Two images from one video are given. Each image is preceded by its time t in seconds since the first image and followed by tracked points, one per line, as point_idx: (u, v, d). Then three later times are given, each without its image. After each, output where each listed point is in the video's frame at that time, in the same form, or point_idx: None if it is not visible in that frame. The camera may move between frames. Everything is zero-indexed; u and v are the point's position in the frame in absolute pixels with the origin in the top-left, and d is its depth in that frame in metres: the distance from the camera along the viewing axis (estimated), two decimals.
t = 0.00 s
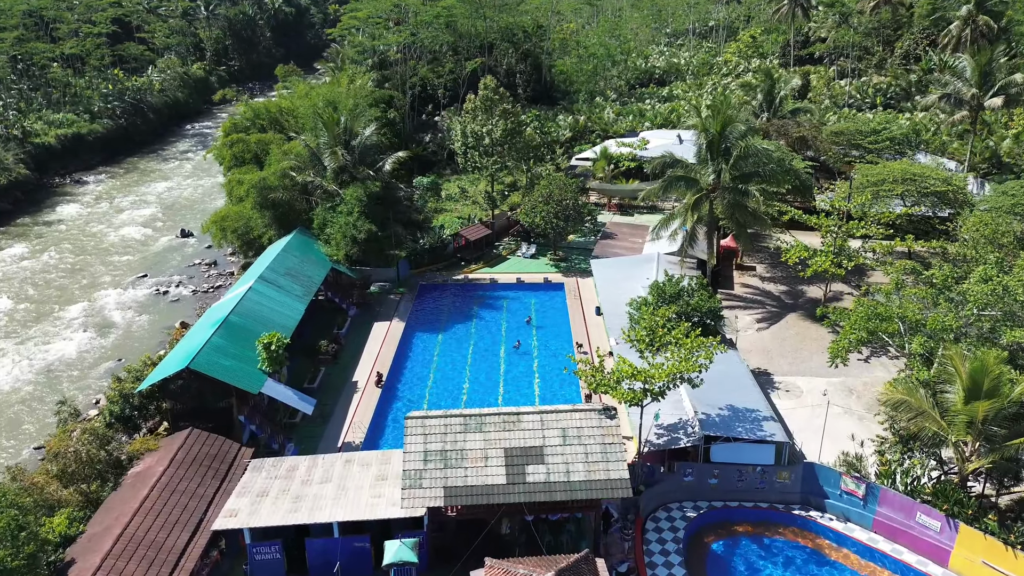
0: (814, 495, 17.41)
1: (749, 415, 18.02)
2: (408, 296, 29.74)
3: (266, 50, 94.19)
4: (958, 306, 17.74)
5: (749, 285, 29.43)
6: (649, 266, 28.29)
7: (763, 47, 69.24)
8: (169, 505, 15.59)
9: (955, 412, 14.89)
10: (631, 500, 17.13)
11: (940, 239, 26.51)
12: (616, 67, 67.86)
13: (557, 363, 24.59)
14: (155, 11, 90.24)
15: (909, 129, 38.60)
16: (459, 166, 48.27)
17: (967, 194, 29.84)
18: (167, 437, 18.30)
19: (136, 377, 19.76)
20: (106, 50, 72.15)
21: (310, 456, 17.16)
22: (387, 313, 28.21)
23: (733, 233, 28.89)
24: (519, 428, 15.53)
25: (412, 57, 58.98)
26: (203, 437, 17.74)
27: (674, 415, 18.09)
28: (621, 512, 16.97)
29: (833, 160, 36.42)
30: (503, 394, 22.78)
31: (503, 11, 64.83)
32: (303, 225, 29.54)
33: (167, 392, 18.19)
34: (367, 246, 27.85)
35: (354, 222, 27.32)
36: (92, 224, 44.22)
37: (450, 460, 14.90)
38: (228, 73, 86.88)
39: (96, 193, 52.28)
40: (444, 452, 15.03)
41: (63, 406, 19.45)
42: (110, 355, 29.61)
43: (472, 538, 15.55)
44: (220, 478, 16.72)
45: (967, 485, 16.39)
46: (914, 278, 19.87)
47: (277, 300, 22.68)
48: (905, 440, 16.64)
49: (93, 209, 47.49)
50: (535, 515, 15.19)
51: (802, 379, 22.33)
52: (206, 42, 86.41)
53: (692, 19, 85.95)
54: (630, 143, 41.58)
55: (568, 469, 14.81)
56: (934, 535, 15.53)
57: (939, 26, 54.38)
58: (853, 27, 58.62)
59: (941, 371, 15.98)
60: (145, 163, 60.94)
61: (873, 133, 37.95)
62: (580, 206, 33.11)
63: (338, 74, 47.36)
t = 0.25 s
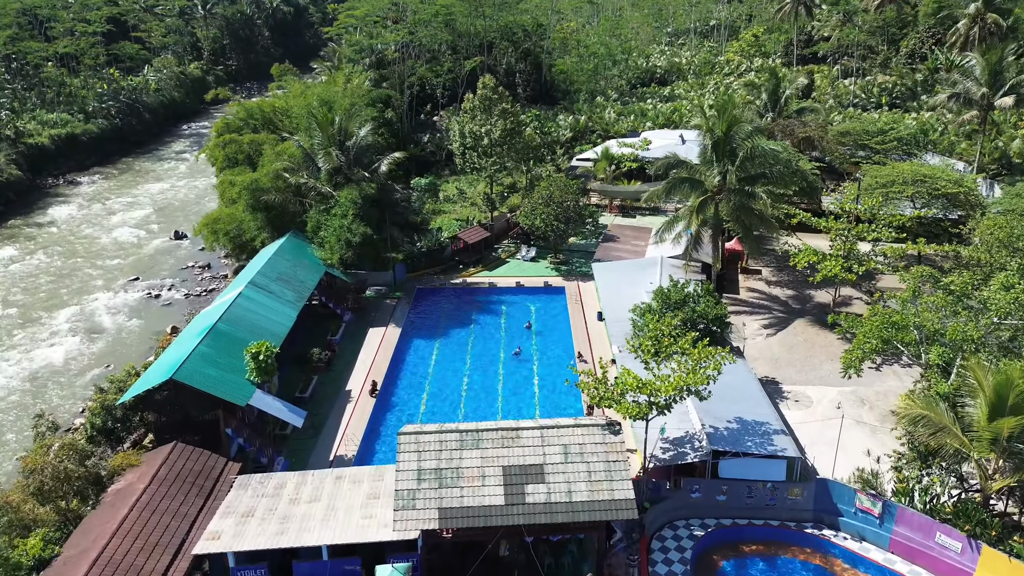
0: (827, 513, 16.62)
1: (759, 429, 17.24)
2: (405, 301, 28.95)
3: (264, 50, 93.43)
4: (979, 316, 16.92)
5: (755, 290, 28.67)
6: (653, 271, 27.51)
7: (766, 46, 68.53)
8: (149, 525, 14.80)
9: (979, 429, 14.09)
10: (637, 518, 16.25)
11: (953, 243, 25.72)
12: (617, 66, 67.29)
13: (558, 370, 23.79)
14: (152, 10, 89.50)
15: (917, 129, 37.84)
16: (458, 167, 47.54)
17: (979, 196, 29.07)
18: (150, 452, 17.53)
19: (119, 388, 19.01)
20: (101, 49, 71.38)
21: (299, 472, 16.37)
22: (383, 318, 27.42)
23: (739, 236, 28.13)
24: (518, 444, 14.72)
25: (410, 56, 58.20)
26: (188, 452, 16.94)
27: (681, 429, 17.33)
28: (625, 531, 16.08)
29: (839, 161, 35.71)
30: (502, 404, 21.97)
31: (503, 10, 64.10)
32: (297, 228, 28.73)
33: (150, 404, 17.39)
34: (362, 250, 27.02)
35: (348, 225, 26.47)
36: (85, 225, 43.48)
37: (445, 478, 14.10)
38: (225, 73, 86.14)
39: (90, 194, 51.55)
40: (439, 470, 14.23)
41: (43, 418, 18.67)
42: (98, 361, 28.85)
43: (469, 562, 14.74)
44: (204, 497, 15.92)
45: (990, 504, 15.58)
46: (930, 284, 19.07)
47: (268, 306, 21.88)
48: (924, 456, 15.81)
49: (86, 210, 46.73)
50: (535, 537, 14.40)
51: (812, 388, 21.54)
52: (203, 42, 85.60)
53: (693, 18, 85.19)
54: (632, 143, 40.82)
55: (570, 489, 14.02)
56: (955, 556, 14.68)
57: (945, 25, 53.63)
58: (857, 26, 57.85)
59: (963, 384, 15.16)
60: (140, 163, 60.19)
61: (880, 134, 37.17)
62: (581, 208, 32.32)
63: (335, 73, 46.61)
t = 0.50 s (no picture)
0: (842, 535, 15.75)
1: (770, 445, 16.40)
2: (400, 306, 28.10)
3: (262, 49, 92.53)
4: (1004, 327, 16.04)
5: (761, 295, 27.81)
6: (657, 276, 26.64)
7: (768, 45, 67.71)
8: (126, 550, 13.90)
9: (1008, 450, 13.20)
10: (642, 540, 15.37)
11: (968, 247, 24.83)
12: (618, 65, 66.77)
13: (559, 380, 22.93)
14: (148, 9, 88.60)
15: (925, 129, 36.99)
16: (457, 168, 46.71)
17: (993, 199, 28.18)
18: (130, 469, 16.66)
19: (98, 401, 18.13)
20: (95, 48, 70.46)
21: (286, 492, 15.53)
22: (377, 325, 26.57)
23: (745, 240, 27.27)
24: (517, 465, 13.86)
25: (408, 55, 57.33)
26: (169, 470, 16.04)
27: (688, 445, 16.49)
28: (630, 554, 15.21)
29: (846, 162, 34.86)
30: (500, 416, 21.10)
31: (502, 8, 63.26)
32: (289, 231, 27.83)
33: (129, 419, 16.49)
34: (356, 254, 26.13)
35: (342, 229, 25.57)
36: (76, 227, 42.63)
37: (439, 502, 13.22)
38: (222, 73, 85.27)
39: (82, 195, 50.66)
40: (433, 493, 13.34)
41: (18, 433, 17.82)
42: (85, 368, 28.01)
43: None
44: (185, 519, 15.04)
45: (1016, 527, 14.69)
46: (949, 292, 18.21)
47: (257, 315, 21.01)
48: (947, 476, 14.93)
49: (77, 212, 45.85)
50: (535, 563, 13.55)
51: (823, 400, 20.66)
52: (200, 41, 84.71)
53: (695, 17, 84.38)
54: (634, 143, 39.96)
55: (572, 513, 13.15)
56: None
57: (952, 23, 52.75)
58: (862, 24, 57.01)
59: (989, 400, 14.28)
60: (134, 164, 59.33)
61: (888, 134, 36.31)
62: (582, 210, 31.46)
63: (330, 72, 45.75)
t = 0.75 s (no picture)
0: (859, 559, 14.86)
1: (782, 463, 15.55)
2: (396, 312, 27.24)
3: (259, 48, 91.66)
4: None
5: (768, 301, 27.00)
6: (662, 281, 25.79)
7: (771, 44, 66.92)
8: None
9: None
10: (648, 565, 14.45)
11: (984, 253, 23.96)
12: (618, 64, 66.30)
13: (559, 391, 22.09)
14: (144, 8, 87.73)
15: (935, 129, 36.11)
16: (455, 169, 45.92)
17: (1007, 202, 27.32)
18: (108, 488, 15.80)
19: (76, 416, 17.28)
20: (90, 47, 69.58)
21: (271, 514, 14.71)
22: (371, 332, 25.71)
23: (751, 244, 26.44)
24: (515, 488, 13.02)
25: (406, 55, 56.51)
26: (147, 490, 15.19)
27: (696, 463, 15.63)
28: None
29: (853, 163, 34.04)
30: (499, 430, 20.25)
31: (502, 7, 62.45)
32: (281, 235, 27.01)
33: (107, 436, 15.66)
34: (350, 259, 25.27)
35: (335, 233, 24.69)
36: (66, 230, 41.78)
37: (432, 529, 12.35)
38: (219, 72, 84.40)
39: (74, 196, 49.83)
40: (426, 519, 12.49)
41: None
42: (71, 376, 27.18)
43: None
44: (163, 544, 14.18)
45: None
46: (971, 302, 17.35)
47: (244, 324, 20.19)
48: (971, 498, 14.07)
49: (69, 214, 45.01)
50: None
51: (835, 412, 19.83)
52: (196, 40, 83.84)
53: (697, 16, 83.60)
54: (635, 144, 39.47)
55: (575, 541, 12.30)
56: None
57: (958, 22, 51.91)
58: (866, 22, 56.19)
59: (1019, 418, 13.42)
60: (128, 165, 58.50)
61: (896, 134, 35.45)
62: (583, 213, 30.63)
63: (326, 71, 44.92)
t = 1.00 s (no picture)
0: None
1: (797, 485, 14.67)
2: (391, 319, 26.37)
3: (257, 48, 90.82)
4: None
5: (776, 307, 26.17)
6: (667, 287, 24.91)
7: (774, 43, 66.07)
8: None
9: None
10: None
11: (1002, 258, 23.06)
12: (619, 64, 65.53)
13: (560, 402, 21.22)
14: (141, 7, 86.89)
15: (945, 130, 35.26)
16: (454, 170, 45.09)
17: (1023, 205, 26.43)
18: (83, 511, 14.92)
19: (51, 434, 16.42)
20: (84, 46, 68.73)
21: (255, 539, 13.86)
22: (366, 339, 24.84)
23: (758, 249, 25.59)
24: (513, 515, 12.17)
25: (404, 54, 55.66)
26: (124, 514, 14.30)
27: (705, 483, 14.76)
28: None
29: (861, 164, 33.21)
30: (497, 444, 19.37)
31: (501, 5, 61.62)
32: (273, 240, 26.14)
33: (82, 455, 14.79)
34: (342, 264, 24.40)
35: (327, 237, 23.83)
36: (57, 232, 40.93)
37: (423, 561, 11.46)
38: (216, 72, 83.53)
39: (66, 198, 48.99)
40: (417, 550, 11.61)
41: None
42: (56, 385, 26.35)
43: None
44: (139, 572, 13.26)
45: None
46: (996, 312, 16.44)
47: (231, 333, 19.33)
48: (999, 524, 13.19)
49: (60, 215, 44.17)
50: None
51: (849, 426, 19.00)
52: (193, 40, 82.96)
53: (698, 15, 82.79)
54: (637, 145, 38.66)
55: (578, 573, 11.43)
56: None
57: (966, 21, 51.03)
58: (871, 21, 55.34)
59: None
60: (122, 165, 57.65)
61: (905, 135, 34.57)
62: (584, 215, 29.76)
63: (322, 70, 44.09)
